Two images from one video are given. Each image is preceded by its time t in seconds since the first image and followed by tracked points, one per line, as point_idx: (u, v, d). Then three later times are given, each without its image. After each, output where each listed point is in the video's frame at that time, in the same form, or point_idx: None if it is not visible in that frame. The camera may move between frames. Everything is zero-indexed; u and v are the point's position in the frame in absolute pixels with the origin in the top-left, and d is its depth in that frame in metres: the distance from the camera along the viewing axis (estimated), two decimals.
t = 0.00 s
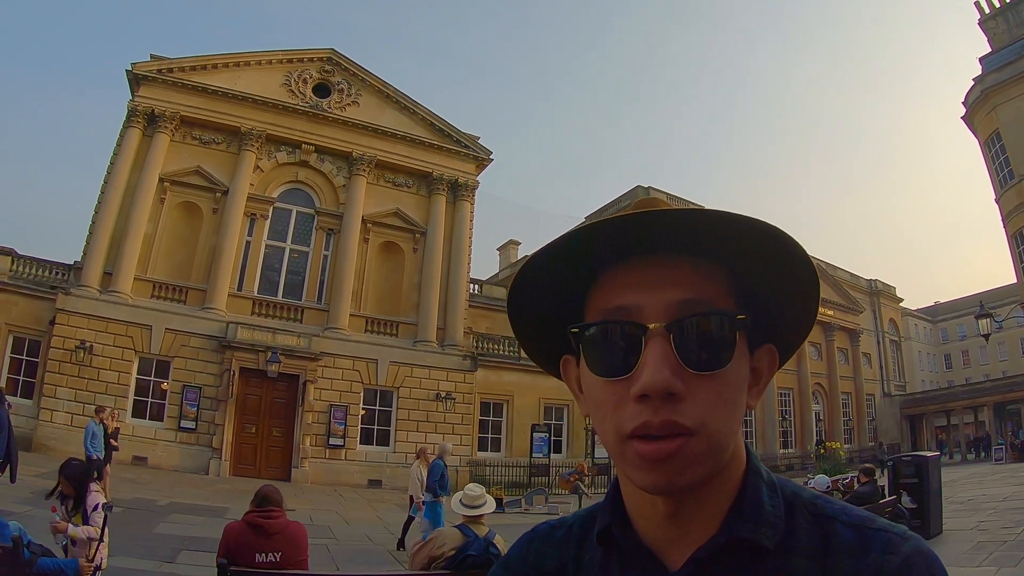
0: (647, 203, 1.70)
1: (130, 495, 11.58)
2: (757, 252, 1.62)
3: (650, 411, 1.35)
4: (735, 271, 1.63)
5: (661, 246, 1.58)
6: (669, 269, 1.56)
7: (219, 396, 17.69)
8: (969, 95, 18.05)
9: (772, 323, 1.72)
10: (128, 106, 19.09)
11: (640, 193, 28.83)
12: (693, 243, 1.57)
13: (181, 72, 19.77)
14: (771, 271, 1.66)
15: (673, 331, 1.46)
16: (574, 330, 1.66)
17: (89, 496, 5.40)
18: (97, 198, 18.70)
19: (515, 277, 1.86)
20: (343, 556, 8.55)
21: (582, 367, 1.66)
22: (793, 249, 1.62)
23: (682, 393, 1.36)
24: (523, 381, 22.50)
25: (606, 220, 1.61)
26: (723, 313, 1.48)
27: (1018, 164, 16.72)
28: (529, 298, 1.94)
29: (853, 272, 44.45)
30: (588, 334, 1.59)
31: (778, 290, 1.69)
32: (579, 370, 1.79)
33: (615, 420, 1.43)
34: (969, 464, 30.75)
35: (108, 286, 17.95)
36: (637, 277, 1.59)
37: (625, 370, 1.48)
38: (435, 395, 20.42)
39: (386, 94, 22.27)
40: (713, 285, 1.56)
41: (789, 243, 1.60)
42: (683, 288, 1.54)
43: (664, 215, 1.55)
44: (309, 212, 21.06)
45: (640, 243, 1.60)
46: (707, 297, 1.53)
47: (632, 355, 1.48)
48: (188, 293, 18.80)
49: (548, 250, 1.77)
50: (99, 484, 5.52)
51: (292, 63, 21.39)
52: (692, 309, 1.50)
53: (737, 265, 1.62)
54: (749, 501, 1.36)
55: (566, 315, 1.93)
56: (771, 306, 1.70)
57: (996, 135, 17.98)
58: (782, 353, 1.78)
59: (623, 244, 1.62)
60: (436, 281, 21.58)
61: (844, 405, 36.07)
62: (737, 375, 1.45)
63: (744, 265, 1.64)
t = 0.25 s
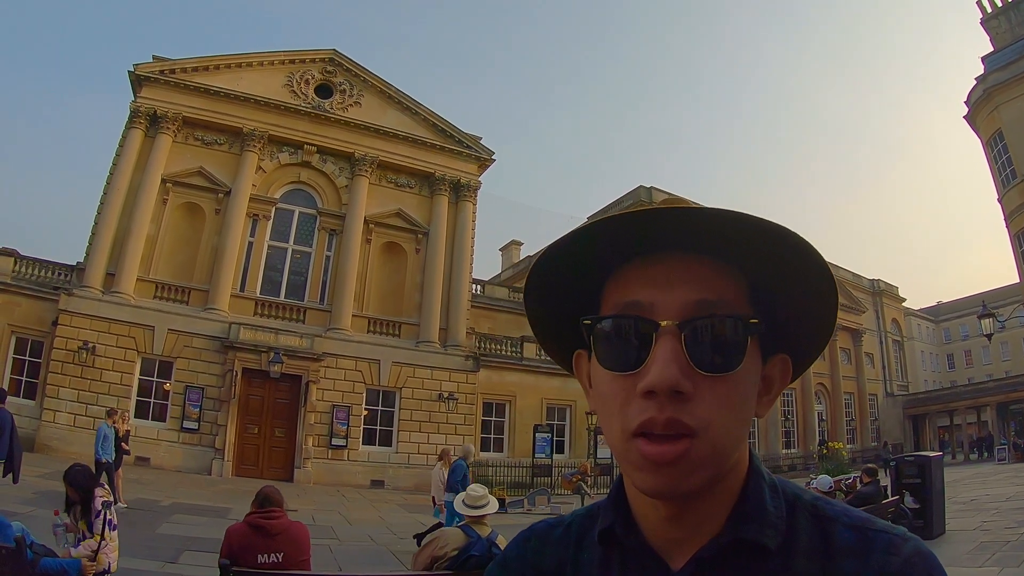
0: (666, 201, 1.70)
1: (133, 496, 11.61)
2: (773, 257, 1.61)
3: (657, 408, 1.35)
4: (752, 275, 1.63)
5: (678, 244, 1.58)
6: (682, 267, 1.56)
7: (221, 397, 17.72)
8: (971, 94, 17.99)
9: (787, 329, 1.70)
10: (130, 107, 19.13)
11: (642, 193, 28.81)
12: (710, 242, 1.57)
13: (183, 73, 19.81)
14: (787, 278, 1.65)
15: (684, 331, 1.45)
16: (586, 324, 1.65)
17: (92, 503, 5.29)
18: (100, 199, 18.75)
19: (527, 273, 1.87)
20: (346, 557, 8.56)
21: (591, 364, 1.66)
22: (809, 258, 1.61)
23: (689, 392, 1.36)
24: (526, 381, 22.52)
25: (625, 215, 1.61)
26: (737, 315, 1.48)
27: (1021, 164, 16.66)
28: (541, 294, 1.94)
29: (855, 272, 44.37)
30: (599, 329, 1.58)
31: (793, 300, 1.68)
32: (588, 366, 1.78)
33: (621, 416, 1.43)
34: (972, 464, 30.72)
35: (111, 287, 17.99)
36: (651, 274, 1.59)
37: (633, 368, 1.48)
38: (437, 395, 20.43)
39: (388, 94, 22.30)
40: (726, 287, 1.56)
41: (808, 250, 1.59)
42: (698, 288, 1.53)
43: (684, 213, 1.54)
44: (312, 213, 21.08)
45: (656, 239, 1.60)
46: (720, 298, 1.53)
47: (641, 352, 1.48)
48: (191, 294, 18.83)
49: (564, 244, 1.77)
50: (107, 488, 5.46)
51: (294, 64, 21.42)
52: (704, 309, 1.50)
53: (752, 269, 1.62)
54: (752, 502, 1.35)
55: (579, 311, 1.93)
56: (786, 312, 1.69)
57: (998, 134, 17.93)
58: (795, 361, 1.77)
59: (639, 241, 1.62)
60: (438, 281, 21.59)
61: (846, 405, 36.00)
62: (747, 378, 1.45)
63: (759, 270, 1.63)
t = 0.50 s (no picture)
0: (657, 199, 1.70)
1: (135, 496, 11.63)
2: (769, 252, 1.60)
3: (643, 405, 1.34)
4: (747, 271, 1.61)
5: (667, 242, 1.58)
6: (674, 264, 1.56)
7: (223, 397, 17.74)
8: (973, 94, 17.93)
9: (792, 325, 1.68)
10: (132, 108, 19.17)
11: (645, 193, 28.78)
12: (701, 239, 1.56)
13: (184, 74, 19.85)
14: (786, 273, 1.63)
15: (673, 329, 1.45)
16: (577, 325, 1.66)
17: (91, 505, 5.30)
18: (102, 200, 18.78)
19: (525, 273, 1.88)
20: (348, 556, 8.58)
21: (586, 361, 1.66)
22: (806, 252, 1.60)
23: (676, 389, 1.35)
24: (528, 381, 22.52)
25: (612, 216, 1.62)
26: (726, 312, 1.46)
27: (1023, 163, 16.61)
28: (541, 294, 1.95)
29: (857, 272, 44.29)
30: (591, 328, 1.59)
31: (794, 294, 1.66)
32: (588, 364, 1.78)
33: (613, 415, 1.43)
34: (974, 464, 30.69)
35: (113, 287, 18.03)
36: (642, 273, 1.59)
37: (626, 366, 1.48)
38: (440, 396, 20.43)
39: (390, 95, 22.31)
40: (719, 283, 1.54)
41: (803, 243, 1.57)
42: (688, 286, 1.53)
43: (672, 210, 1.53)
44: (314, 213, 21.11)
45: (645, 237, 1.60)
46: (713, 295, 1.51)
47: (631, 351, 1.48)
48: (193, 295, 18.86)
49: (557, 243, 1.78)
50: (108, 489, 5.47)
51: (296, 65, 21.45)
52: (693, 305, 1.49)
53: (748, 265, 1.60)
54: (755, 501, 1.35)
55: (581, 309, 1.93)
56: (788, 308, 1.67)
57: (1000, 134, 17.88)
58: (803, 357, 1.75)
59: (629, 239, 1.63)
60: (440, 282, 21.59)
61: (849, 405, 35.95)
62: (741, 375, 1.44)
63: (756, 265, 1.61)
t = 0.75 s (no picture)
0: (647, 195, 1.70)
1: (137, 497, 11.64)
2: (758, 244, 1.58)
3: (631, 405, 1.34)
4: (737, 263, 1.59)
5: (652, 240, 1.58)
6: (662, 259, 1.56)
7: (225, 397, 17.75)
8: (975, 93, 17.87)
9: (786, 318, 1.67)
10: (133, 108, 19.21)
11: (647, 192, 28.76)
12: (686, 234, 1.55)
13: (186, 75, 19.88)
14: (777, 264, 1.61)
15: (659, 328, 1.45)
16: (568, 324, 1.68)
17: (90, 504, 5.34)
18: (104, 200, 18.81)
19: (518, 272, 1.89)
20: (350, 556, 8.59)
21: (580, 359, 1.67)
22: (799, 245, 1.57)
23: (664, 388, 1.35)
24: (530, 381, 22.52)
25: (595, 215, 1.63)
26: (711, 308, 1.45)
27: None
28: (537, 290, 1.96)
29: (859, 272, 44.23)
30: (583, 326, 1.61)
31: (787, 285, 1.64)
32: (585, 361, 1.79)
33: (605, 413, 1.44)
34: (977, 464, 30.62)
35: (115, 287, 18.07)
36: (630, 271, 1.59)
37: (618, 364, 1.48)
38: (441, 396, 20.43)
39: (391, 94, 22.32)
40: (707, 278, 1.53)
41: (792, 233, 1.55)
42: (675, 282, 1.52)
43: (656, 206, 1.53)
44: (316, 214, 21.13)
45: (629, 234, 1.60)
46: (700, 290, 1.51)
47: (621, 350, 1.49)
48: (195, 295, 18.88)
49: (547, 241, 1.79)
50: (110, 488, 5.53)
51: (297, 65, 21.49)
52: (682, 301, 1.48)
53: (737, 257, 1.58)
54: (757, 499, 1.34)
55: (579, 302, 1.93)
56: (782, 300, 1.65)
57: (1003, 132, 17.81)
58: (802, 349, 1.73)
59: (614, 237, 1.63)
60: (442, 282, 21.60)
61: (851, 405, 35.89)
62: (732, 371, 1.43)
63: (746, 258, 1.59)
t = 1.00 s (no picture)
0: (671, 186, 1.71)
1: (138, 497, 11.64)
2: (783, 239, 1.59)
3: (659, 390, 1.32)
4: (760, 258, 1.60)
5: (682, 225, 1.56)
6: (689, 246, 1.55)
7: (227, 398, 17.78)
8: (977, 92, 17.82)
9: (797, 319, 1.68)
10: (135, 109, 19.24)
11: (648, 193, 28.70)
12: (718, 224, 1.55)
13: (188, 75, 19.91)
14: (794, 265, 1.62)
15: (688, 314, 1.43)
16: (587, 302, 1.64)
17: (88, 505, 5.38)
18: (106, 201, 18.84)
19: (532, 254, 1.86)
20: (351, 556, 8.61)
21: (593, 342, 1.64)
22: (824, 247, 1.60)
23: (694, 373, 1.34)
24: (532, 381, 22.52)
25: (628, 196, 1.62)
26: (743, 299, 1.46)
27: None
28: (545, 278, 1.93)
29: (861, 271, 44.14)
30: (603, 307, 1.57)
31: (803, 287, 1.65)
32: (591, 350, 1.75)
33: (622, 398, 1.41)
34: (979, 463, 30.56)
35: (117, 288, 18.10)
36: (656, 255, 1.58)
37: (639, 347, 1.46)
38: (443, 396, 20.44)
39: (393, 95, 22.34)
40: (732, 269, 1.53)
41: (820, 231, 1.56)
42: (704, 269, 1.51)
43: (697, 187, 1.53)
44: (317, 214, 21.14)
45: (660, 217, 1.59)
46: (728, 280, 1.50)
47: (645, 331, 1.46)
48: (197, 295, 18.92)
49: (569, 221, 1.76)
50: (113, 488, 5.55)
51: (299, 66, 21.51)
52: (713, 288, 1.48)
53: (759, 254, 1.59)
54: (754, 497, 1.34)
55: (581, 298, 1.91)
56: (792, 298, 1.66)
57: (1005, 131, 17.75)
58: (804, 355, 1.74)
59: (643, 222, 1.62)
60: (444, 282, 21.61)
61: (853, 404, 35.84)
62: (753, 365, 1.43)
63: (769, 254, 1.60)
